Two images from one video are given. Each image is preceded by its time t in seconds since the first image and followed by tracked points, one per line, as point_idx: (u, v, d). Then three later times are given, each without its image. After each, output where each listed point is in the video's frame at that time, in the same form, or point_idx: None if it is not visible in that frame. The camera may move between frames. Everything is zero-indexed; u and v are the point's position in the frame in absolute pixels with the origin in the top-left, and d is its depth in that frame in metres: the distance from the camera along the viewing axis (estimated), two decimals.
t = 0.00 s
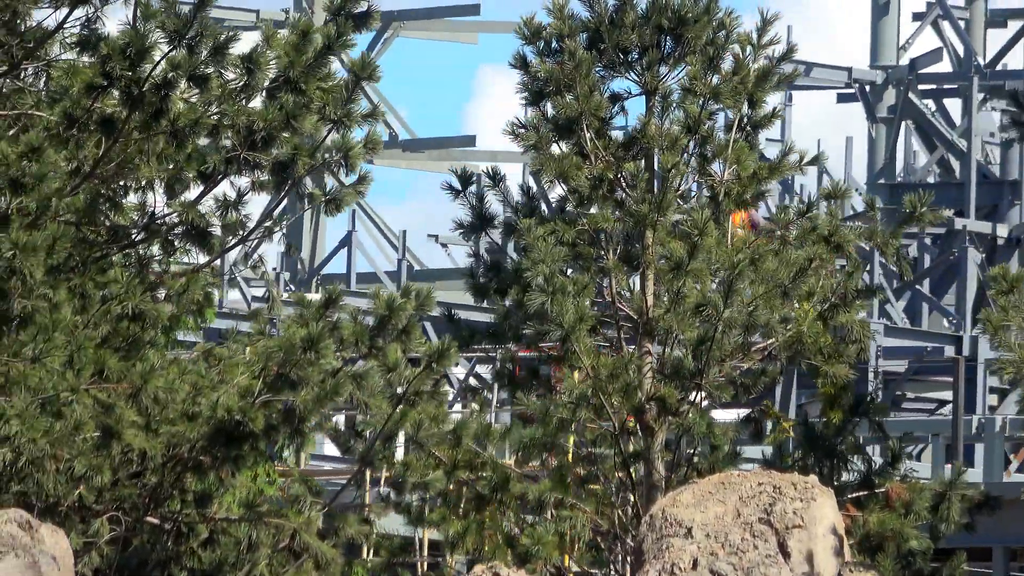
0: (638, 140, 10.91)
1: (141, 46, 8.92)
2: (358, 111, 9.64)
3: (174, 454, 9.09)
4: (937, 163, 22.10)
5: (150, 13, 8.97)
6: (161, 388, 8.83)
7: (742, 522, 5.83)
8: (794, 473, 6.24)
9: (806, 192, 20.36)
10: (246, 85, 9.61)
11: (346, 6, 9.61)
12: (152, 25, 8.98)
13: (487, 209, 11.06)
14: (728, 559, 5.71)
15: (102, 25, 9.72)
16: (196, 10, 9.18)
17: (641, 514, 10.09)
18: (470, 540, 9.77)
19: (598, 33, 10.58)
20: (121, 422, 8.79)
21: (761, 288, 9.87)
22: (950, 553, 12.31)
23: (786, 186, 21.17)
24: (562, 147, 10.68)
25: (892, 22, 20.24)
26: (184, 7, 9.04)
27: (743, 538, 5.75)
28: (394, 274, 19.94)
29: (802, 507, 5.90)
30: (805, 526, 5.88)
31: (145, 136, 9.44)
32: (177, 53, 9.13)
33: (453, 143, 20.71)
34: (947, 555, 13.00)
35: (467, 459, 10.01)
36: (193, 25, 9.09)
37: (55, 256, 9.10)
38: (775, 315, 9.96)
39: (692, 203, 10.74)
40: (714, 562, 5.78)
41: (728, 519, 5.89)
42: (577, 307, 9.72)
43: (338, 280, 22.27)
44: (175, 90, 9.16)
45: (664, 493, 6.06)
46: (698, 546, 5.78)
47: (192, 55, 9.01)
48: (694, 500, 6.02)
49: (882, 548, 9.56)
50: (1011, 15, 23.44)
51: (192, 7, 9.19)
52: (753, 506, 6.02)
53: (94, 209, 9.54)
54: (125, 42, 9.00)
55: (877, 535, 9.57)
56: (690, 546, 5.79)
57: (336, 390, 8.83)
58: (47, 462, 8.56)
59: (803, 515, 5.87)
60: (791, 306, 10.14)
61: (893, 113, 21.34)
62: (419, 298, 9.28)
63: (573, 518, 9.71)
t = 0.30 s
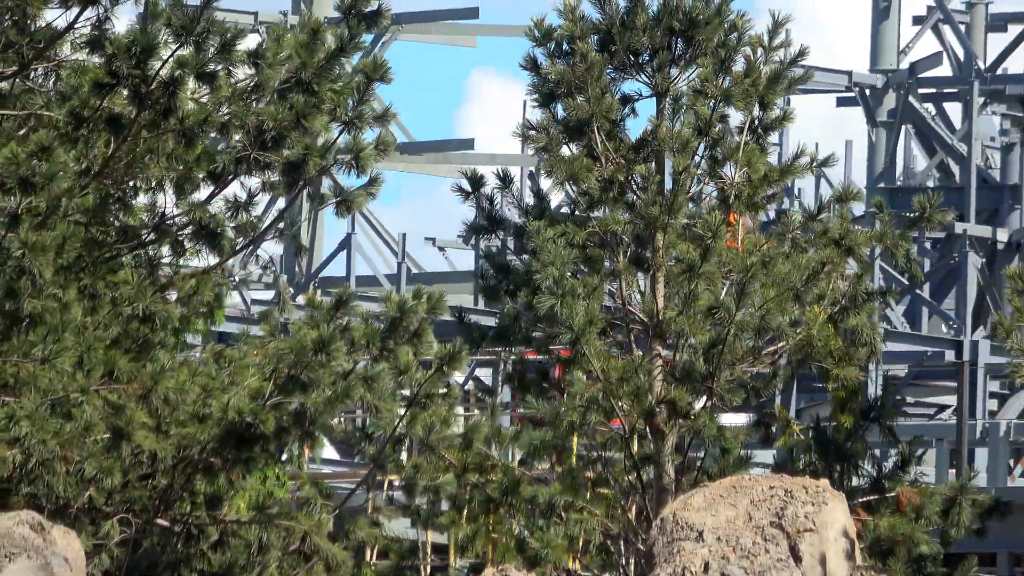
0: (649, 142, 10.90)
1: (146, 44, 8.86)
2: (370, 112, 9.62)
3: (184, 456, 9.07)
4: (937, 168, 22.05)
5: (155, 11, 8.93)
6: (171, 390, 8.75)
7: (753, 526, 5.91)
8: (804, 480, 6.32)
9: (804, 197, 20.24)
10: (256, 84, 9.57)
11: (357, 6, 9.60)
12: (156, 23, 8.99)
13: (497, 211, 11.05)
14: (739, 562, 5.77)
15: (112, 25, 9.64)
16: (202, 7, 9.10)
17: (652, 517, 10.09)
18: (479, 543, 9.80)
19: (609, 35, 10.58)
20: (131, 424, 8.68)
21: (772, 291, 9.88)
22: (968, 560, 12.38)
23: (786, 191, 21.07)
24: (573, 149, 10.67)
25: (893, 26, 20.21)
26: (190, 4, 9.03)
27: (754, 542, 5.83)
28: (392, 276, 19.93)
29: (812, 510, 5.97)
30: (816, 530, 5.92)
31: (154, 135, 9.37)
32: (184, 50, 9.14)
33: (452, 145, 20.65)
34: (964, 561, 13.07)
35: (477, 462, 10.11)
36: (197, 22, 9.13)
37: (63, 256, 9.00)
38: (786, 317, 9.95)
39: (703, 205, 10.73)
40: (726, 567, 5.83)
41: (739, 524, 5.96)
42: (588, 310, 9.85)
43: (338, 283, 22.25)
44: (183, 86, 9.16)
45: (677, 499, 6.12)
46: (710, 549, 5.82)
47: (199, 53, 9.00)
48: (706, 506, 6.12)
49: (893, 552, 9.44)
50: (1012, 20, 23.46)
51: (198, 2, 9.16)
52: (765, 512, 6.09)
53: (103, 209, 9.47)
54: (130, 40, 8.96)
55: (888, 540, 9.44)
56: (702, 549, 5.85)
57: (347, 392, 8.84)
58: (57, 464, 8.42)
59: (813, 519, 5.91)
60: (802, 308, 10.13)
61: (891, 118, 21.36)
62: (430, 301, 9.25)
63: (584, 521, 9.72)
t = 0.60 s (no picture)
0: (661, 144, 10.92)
1: (159, 42, 8.82)
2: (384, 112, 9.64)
3: (195, 457, 9.00)
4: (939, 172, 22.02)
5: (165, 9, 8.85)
6: (183, 389, 8.79)
7: (765, 528, 5.98)
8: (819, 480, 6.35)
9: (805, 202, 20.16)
10: (269, 84, 9.59)
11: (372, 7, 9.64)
12: (166, 22, 8.89)
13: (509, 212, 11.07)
14: (752, 565, 5.85)
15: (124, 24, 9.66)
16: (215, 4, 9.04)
17: (664, 519, 10.08)
18: (491, 545, 9.85)
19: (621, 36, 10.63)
20: (143, 423, 8.58)
21: (781, 294, 9.97)
22: (980, 562, 12.38)
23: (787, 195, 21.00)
24: (585, 151, 10.70)
25: (893, 30, 20.23)
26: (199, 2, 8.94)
27: (768, 544, 5.90)
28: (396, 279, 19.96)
29: (824, 513, 6.00)
30: (830, 532, 5.95)
31: (167, 135, 9.42)
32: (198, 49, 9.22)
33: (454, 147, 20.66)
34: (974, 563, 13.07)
35: (489, 463, 10.08)
36: (210, 21, 9.10)
37: (76, 255, 8.94)
38: (797, 319, 9.98)
39: (716, 208, 10.74)
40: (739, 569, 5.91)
41: (753, 525, 6.02)
42: (601, 311, 10.03)
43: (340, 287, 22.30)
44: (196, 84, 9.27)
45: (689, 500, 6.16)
46: (722, 551, 5.89)
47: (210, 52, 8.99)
48: (720, 506, 6.15)
49: (905, 555, 9.34)
50: (1014, 25, 23.51)
51: None
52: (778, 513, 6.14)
53: (115, 208, 9.46)
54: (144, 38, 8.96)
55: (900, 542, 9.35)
56: (717, 551, 5.90)
57: (361, 393, 8.76)
58: (69, 463, 8.36)
59: (827, 520, 5.95)
60: (814, 310, 10.16)
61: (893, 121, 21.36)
62: (443, 301, 9.23)
63: (595, 523, 9.78)
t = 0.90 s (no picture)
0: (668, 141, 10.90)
1: (173, 38, 8.84)
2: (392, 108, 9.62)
3: (203, 454, 8.94)
4: (936, 172, 21.97)
5: (182, 5, 8.89)
6: (192, 387, 8.69)
7: (774, 527, 5.94)
8: (828, 479, 6.32)
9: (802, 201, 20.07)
10: (277, 81, 9.55)
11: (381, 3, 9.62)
12: (184, 19, 8.92)
13: (516, 210, 11.12)
14: (761, 564, 5.80)
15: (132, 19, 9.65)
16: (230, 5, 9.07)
17: (671, 518, 10.06)
18: (499, 542, 9.78)
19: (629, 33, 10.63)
20: (152, 421, 8.45)
21: (790, 292, 9.94)
22: (987, 561, 12.38)
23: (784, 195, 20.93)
24: (593, 148, 10.70)
25: (892, 29, 20.12)
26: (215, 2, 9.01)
27: (776, 542, 5.86)
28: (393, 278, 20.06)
29: (834, 513, 5.97)
30: (837, 531, 5.93)
31: (176, 132, 9.51)
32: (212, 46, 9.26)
33: (451, 146, 20.64)
34: (980, 562, 13.08)
35: (496, 460, 10.18)
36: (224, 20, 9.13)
37: (85, 251, 9.02)
38: (806, 317, 9.97)
39: (723, 205, 10.73)
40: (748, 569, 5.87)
41: (761, 524, 5.99)
42: (609, 310, 9.99)
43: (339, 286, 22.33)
44: (209, 82, 9.33)
45: (699, 497, 6.13)
46: (731, 550, 5.87)
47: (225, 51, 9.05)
48: (729, 504, 6.12)
49: (913, 554, 9.28)
50: (1013, 24, 23.51)
51: None
52: (787, 513, 6.12)
53: (123, 204, 9.43)
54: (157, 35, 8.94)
55: (908, 541, 9.30)
56: (725, 551, 5.86)
57: (369, 390, 8.70)
58: (76, 460, 8.28)
59: (834, 520, 5.92)
60: (822, 308, 10.14)
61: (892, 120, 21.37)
62: (450, 298, 9.20)
63: (602, 521, 9.75)
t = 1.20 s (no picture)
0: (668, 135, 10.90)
1: (178, 31, 8.85)
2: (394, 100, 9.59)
3: (202, 447, 8.94)
4: (926, 169, 21.95)
5: None
6: (192, 380, 8.71)
7: (773, 522, 5.95)
8: (828, 473, 6.31)
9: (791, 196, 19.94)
10: (279, 73, 9.51)
11: None
12: (190, 11, 8.85)
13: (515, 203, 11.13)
14: (759, 559, 5.84)
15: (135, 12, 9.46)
16: None
17: (670, 512, 10.06)
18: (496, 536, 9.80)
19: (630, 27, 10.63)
20: (151, 414, 8.46)
21: (791, 287, 9.94)
22: (983, 557, 12.39)
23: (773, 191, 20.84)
24: (593, 142, 10.69)
25: (883, 24, 20.11)
26: None
27: (775, 538, 5.88)
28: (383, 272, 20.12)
29: (833, 507, 5.96)
30: (837, 527, 5.92)
31: (178, 125, 9.40)
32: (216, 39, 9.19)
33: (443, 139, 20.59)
34: (975, 558, 13.10)
35: (494, 455, 10.03)
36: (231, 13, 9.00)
37: (85, 244, 8.98)
38: (805, 312, 9.97)
39: (723, 199, 10.73)
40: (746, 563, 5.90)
41: (760, 519, 5.99)
42: (609, 304, 9.97)
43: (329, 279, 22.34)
44: (213, 76, 9.25)
45: (699, 492, 6.13)
46: (729, 545, 5.89)
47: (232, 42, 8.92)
48: (729, 498, 6.13)
49: (912, 549, 9.28)
50: (1004, 21, 23.56)
51: None
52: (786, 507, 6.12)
53: (123, 196, 9.39)
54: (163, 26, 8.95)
55: (907, 537, 9.28)
56: (724, 545, 5.89)
57: (369, 382, 8.70)
58: (76, 453, 8.30)
59: (835, 515, 5.92)
60: (822, 304, 10.14)
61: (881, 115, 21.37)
62: (450, 290, 9.14)
63: (601, 515, 9.74)
